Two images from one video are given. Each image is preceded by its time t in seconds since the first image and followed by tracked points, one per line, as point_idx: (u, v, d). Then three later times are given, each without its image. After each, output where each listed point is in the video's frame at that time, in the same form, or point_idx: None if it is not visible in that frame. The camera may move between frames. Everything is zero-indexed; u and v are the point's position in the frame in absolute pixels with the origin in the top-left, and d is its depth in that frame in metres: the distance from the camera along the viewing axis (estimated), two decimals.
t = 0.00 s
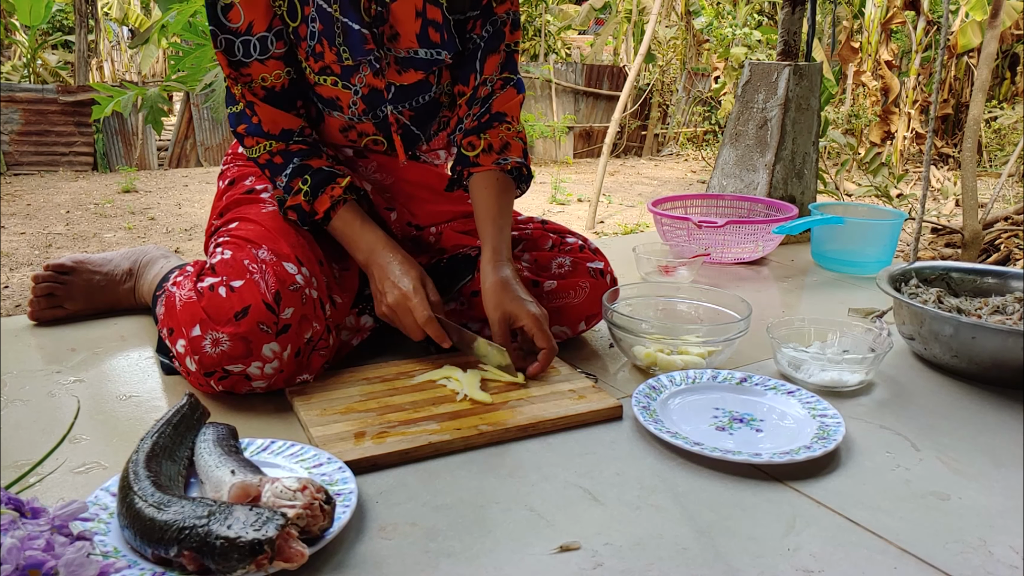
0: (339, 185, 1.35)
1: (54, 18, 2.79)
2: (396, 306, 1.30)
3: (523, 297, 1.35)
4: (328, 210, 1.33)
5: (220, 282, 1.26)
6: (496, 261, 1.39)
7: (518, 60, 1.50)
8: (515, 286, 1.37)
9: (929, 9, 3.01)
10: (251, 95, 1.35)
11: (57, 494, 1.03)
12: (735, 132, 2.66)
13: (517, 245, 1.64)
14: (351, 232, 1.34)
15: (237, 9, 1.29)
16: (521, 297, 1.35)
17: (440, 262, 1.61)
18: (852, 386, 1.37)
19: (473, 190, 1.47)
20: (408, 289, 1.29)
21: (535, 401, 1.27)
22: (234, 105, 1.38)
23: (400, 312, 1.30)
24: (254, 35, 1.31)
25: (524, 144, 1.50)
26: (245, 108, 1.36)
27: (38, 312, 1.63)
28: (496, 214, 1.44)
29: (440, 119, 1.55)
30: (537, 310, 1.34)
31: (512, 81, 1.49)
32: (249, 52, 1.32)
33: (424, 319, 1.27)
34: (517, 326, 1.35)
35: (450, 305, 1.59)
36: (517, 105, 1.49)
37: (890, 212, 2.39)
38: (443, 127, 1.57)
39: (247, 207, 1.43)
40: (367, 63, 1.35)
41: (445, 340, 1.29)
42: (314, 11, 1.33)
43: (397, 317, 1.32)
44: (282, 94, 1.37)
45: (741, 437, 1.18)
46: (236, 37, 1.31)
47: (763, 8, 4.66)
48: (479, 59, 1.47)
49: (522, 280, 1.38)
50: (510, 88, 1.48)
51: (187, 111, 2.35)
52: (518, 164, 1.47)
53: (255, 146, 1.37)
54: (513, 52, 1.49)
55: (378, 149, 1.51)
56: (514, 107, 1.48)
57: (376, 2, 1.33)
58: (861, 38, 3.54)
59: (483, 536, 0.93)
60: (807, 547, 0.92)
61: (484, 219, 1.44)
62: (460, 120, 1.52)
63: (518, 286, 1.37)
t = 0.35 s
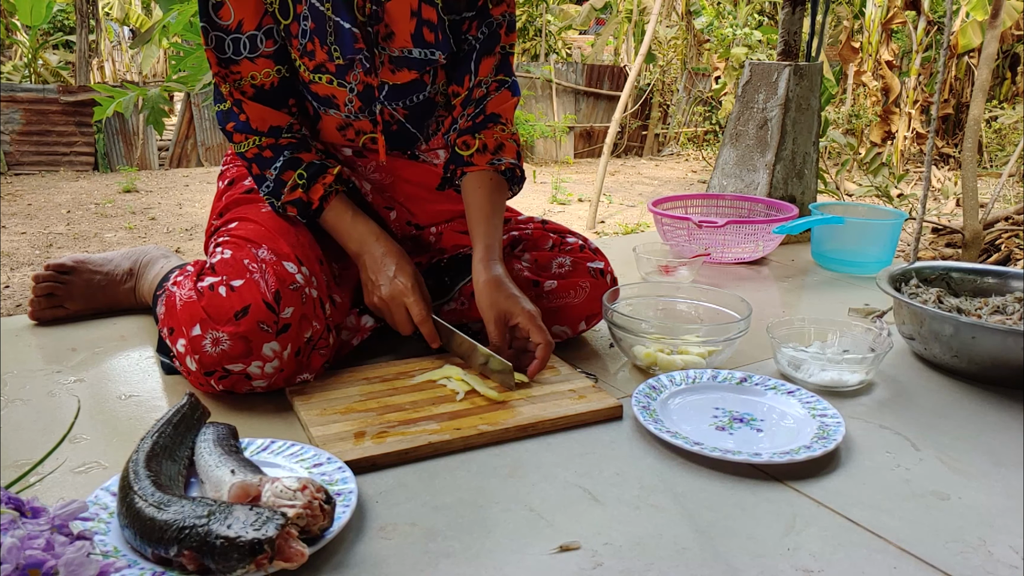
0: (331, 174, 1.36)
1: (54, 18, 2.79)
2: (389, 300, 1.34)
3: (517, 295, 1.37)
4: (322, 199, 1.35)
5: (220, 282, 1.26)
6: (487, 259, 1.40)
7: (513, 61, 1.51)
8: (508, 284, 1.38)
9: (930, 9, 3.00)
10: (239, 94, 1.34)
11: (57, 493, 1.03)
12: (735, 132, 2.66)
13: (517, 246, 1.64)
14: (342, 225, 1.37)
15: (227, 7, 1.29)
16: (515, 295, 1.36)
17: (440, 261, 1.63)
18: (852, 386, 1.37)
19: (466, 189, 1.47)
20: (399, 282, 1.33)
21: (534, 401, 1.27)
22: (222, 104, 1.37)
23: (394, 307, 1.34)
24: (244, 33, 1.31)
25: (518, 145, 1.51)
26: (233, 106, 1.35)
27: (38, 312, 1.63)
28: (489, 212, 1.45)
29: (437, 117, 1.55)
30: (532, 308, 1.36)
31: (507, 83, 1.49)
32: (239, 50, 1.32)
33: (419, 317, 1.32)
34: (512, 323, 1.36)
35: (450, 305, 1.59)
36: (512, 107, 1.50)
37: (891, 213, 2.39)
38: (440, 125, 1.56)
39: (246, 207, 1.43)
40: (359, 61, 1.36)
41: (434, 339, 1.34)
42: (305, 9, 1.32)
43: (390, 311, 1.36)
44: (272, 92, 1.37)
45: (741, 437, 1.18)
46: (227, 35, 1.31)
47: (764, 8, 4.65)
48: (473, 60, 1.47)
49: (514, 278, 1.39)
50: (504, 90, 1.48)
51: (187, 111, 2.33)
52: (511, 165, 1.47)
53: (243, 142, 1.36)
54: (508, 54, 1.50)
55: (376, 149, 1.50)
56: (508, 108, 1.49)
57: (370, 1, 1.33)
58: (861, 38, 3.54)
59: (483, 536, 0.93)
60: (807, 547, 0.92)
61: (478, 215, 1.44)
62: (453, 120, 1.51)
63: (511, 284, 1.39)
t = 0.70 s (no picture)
0: (329, 169, 1.37)
1: (55, 18, 2.79)
2: (389, 286, 1.33)
3: (496, 292, 1.37)
4: (320, 194, 1.35)
5: (220, 282, 1.26)
6: (473, 260, 1.42)
7: (510, 62, 1.50)
8: (490, 283, 1.39)
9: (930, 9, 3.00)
10: (238, 88, 1.33)
11: (58, 493, 1.03)
12: (736, 132, 2.66)
13: (518, 245, 1.64)
14: (340, 219, 1.38)
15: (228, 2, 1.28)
16: (493, 289, 1.37)
17: (442, 261, 1.64)
18: (852, 387, 1.37)
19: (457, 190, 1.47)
20: (400, 269, 1.34)
21: (535, 401, 1.27)
22: (220, 98, 1.36)
23: (392, 295, 1.34)
24: (243, 28, 1.30)
25: (509, 147, 1.49)
26: (231, 100, 1.35)
27: (38, 312, 1.64)
28: (478, 217, 1.45)
29: (436, 117, 1.55)
30: (509, 301, 1.34)
31: (503, 84, 1.49)
32: (239, 45, 1.31)
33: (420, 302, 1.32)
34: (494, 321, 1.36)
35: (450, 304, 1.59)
36: (506, 108, 1.49)
37: (892, 213, 2.39)
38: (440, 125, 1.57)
39: (246, 207, 1.43)
40: (360, 59, 1.35)
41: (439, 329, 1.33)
42: (305, 5, 1.32)
43: (386, 300, 1.35)
44: (272, 88, 1.37)
45: (741, 438, 1.18)
46: (227, 30, 1.30)
47: (765, 8, 4.65)
48: (471, 61, 1.48)
49: (497, 277, 1.41)
50: (500, 90, 1.48)
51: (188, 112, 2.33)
52: (501, 167, 1.47)
53: (241, 136, 1.36)
54: (505, 55, 1.50)
55: (376, 147, 1.50)
56: (503, 109, 1.48)
57: None
58: (862, 38, 3.54)
59: (483, 536, 0.93)
60: (807, 547, 0.92)
61: (466, 221, 1.44)
62: (450, 120, 1.51)
63: (494, 282, 1.39)
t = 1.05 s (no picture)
0: (355, 183, 1.35)
1: (56, 18, 2.79)
2: (409, 313, 1.31)
3: (498, 291, 1.37)
4: (344, 209, 1.34)
5: (220, 281, 1.26)
6: (476, 261, 1.42)
7: (510, 56, 1.49)
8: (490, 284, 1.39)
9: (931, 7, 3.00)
10: (263, 82, 1.32)
11: (59, 493, 1.03)
12: (736, 131, 2.66)
13: (518, 245, 1.63)
14: (359, 235, 1.35)
15: None
16: (497, 291, 1.37)
17: (442, 261, 1.62)
18: (853, 386, 1.37)
19: (459, 188, 1.47)
20: (422, 295, 1.32)
21: (535, 401, 1.27)
22: (243, 95, 1.34)
23: (414, 321, 1.32)
24: (260, 24, 1.29)
25: (510, 143, 1.49)
26: (255, 95, 1.33)
27: (39, 312, 1.64)
28: (480, 215, 1.45)
29: (434, 113, 1.55)
30: (512, 301, 1.35)
31: (503, 78, 1.49)
32: (256, 41, 1.30)
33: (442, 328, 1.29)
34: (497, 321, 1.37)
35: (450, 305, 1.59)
36: (506, 103, 1.49)
37: (892, 211, 2.38)
38: (438, 123, 1.57)
39: (246, 207, 1.43)
40: (363, 54, 1.36)
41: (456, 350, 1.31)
42: (311, 2, 1.32)
43: (406, 326, 1.33)
44: (289, 83, 1.36)
45: (741, 437, 1.18)
46: (242, 26, 1.29)
47: (765, 7, 4.66)
48: (471, 55, 1.47)
49: (501, 277, 1.41)
50: (500, 84, 1.48)
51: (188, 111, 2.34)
52: (502, 164, 1.47)
53: (266, 135, 1.34)
54: (506, 49, 1.49)
55: (377, 146, 1.52)
56: (502, 104, 1.48)
57: None
58: (863, 37, 3.54)
59: (483, 536, 0.93)
60: (807, 547, 0.92)
61: (468, 219, 1.44)
62: (449, 115, 1.52)
63: (496, 282, 1.39)
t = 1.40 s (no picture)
0: (342, 175, 1.36)
1: (57, 17, 2.79)
2: (399, 291, 1.32)
3: (500, 290, 1.37)
4: (331, 198, 1.35)
5: (221, 281, 1.26)
6: (477, 260, 1.42)
7: (513, 56, 1.50)
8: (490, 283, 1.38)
9: (932, 6, 3.00)
10: (248, 83, 1.33)
11: (59, 493, 1.03)
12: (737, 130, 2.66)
13: (519, 244, 1.63)
14: (349, 225, 1.37)
15: None
16: (498, 290, 1.37)
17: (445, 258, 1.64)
18: (854, 385, 1.37)
19: (459, 187, 1.47)
20: (411, 274, 1.34)
21: (535, 400, 1.27)
22: (226, 95, 1.35)
23: (403, 300, 1.33)
24: (250, 24, 1.30)
25: (512, 142, 1.50)
26: (239, 96, 1.33)
27: (41, 311, 1.64)
28: (481, 213, 1.45)
29: (437, 113, 1.55)
30: (514, 300, 1.35)
31: (504, 77, 1.49)
32: (245, 41, 1.30)
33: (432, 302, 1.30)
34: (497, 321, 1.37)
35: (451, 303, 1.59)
36: (508, 102, 1.49)
37: (893, 210, 2.38)
38: (440, 123, 1.57)
39: (247, 206, 1.43)
40: (365, 55, 1.35)
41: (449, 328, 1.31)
42: (311, 1, 1.32)
43: (396, 305, 1.34)
44: (277, 84, 1.36)
45: (742, 436, 1.18)
46: (232, 26, 1.29)
47: (767, 6, 4.65)
48: (473, 54, 1.47)
49: (501, 277, 1.41)
50: (501, 83, 1.48)
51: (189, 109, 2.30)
52: (504, 163, 1.48)
53: (248, 134, 1.34)
54: (508, 48, 1.49)
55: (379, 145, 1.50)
56: (505, 103, 1.48)
57: None
58: (864, 36, 3.54)
59: (484, 535, 0.93)
60: (808, 546, 0.92)
61: (471, 217, 1.44)
62: (451, 113, 1.51)
63: (498, 281, 1.40)
